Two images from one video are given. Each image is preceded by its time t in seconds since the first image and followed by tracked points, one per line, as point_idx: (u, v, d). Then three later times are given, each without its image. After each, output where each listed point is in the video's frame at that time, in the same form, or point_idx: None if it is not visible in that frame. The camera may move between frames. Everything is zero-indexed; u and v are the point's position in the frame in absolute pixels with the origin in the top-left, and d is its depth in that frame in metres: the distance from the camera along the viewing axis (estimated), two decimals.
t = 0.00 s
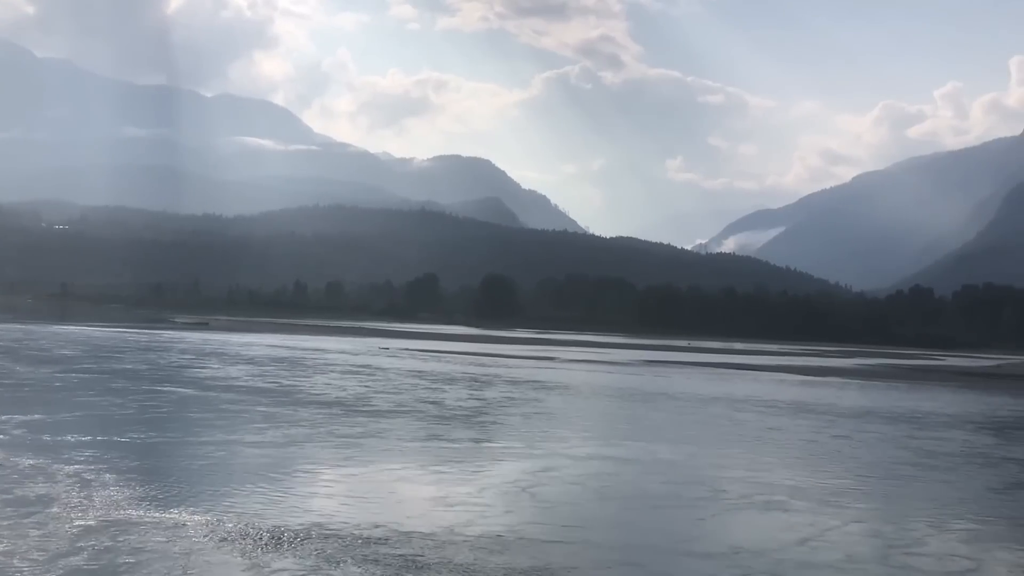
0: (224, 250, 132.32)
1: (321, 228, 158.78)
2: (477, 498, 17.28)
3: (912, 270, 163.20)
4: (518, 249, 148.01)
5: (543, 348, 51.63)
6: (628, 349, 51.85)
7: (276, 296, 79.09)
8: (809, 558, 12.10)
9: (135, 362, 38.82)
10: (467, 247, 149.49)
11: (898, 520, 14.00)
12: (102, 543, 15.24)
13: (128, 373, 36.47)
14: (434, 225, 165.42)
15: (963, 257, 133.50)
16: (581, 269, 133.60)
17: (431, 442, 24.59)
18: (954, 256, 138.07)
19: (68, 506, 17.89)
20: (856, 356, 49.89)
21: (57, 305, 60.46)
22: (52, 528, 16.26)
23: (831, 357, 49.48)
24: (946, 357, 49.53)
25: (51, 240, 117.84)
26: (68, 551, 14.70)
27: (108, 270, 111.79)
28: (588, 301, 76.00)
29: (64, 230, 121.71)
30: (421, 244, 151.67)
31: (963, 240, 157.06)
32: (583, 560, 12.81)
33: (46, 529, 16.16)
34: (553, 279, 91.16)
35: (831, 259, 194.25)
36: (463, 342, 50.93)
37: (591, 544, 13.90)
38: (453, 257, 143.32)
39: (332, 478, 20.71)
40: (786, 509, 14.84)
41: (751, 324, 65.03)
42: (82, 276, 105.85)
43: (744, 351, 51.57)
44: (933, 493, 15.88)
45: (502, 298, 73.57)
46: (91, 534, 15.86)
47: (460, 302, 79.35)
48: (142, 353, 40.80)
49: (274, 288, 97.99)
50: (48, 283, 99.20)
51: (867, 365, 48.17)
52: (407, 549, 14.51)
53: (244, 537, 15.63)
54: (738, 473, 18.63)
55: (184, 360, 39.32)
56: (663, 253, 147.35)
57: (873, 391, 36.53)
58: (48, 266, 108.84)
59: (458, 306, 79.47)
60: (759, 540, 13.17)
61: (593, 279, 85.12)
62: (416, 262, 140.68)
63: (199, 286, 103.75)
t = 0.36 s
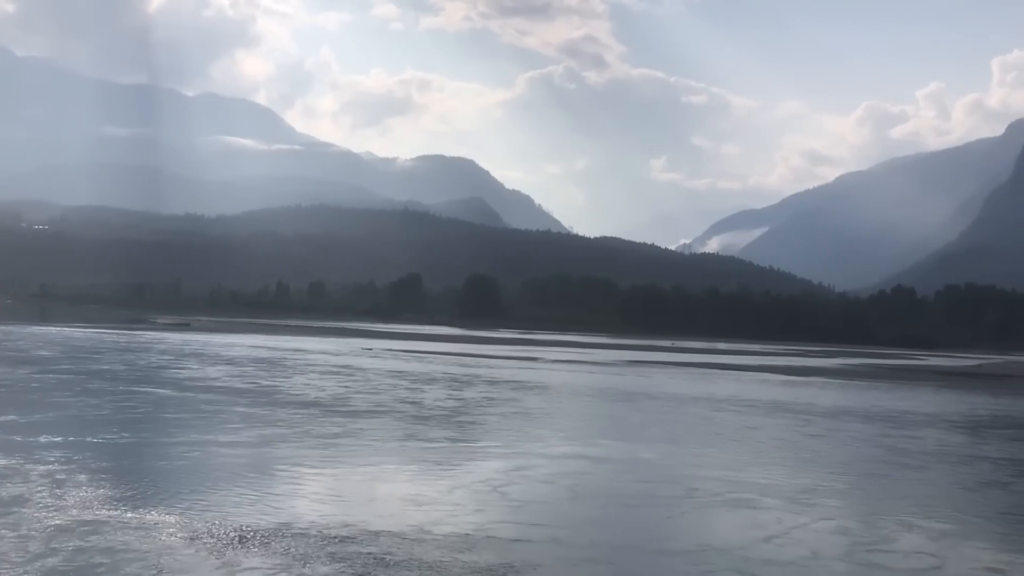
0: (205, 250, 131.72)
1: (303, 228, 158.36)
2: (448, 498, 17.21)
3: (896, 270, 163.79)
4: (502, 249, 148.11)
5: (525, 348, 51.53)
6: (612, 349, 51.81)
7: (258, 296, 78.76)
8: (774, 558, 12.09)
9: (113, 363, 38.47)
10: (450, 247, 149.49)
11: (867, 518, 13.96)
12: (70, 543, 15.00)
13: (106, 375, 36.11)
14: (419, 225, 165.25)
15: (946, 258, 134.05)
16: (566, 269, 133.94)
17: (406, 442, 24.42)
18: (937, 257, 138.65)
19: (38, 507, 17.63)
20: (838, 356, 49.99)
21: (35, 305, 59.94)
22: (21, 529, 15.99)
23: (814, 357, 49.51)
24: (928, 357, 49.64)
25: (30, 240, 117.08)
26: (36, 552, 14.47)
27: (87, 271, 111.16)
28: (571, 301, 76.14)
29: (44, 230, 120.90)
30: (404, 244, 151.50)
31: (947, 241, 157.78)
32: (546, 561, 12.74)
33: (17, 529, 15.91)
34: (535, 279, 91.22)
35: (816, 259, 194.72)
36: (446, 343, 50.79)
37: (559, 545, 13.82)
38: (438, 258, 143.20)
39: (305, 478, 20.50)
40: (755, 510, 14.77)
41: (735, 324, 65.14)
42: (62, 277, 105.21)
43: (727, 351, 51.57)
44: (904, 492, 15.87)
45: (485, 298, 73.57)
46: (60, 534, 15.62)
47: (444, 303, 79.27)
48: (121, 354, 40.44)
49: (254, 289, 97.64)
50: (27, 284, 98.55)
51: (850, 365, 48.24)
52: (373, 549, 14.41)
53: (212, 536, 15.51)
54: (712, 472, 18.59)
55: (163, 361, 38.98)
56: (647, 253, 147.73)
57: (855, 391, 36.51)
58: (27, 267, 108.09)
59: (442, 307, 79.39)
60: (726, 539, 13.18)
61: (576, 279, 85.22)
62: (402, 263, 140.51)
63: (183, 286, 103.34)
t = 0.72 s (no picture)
0: (183, 249, 130.92)
1: (283, 227, 157.74)
2: (410, 497, 17.12)
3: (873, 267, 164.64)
4: (482, 248, 148.02)
5: (503, 347, 51.42)
6: (590, 348, 51.79)
7: (234, 296, 78.31)
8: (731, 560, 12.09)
9: (84, 363, 38.04)
10: (430, 246, 149.30)
11: (829, 517, 13.93)
12: (27, 541, 14.72)
13: (76, 374, 35.69)
14: (400, 225, 164.87)
15: (923, 258, 134.99)
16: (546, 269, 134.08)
17: (375, 441, 24.25)
18: (914, 256, 139.60)
19: None
20: (815, 355, 50.18)
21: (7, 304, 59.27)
22: None
23: (791, 357, 49.61)
24: (903, 357, 49.86)
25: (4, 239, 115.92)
26: None
27: (62, 269, 110.22)
28: (550, 301, 76.17)
29: (18, 228, 119.78)
30: (384, 243, 151.17)
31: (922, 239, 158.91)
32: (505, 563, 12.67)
33: None
34: (514, 279, 91.18)
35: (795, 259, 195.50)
36: (423, 342, 50.62)
37: (518, 545, 13.74)
38: (418, 258, 142.95)
39: (271, 477, 20.28)
40: (718, 511, 14.74)
41: (713, 324, 65.25)
42: (36, 276, 104.24)
43: (704, 351, 51.63)
44: (867, 493, 15.88)
45: (463, 298, 73.49)
46: (17, 532, 15.32)
47: (421, 302, 79.06)
48: (92, 354, 39.99)
49: (231, 288, 97.04)
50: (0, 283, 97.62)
51: (826, 364, 48.43)
52: (333, 548, 14.29)
53: (171, 533, 15.35)
54: (678, 471, 18.55)
55: (134, 361, 38.58)
56: (626, 253, 148.06)
57: (829, 390, 36.57)
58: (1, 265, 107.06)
59: (420, 306, 79.16)
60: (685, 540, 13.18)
61: (554, 279, 85.27)
62: (382, 263, 140.19)
63: (159, 286, 102.68)
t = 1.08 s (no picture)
0: (158, 246, 129.94)
1: (260, 224, 156.88)
2: (371, 496, 17.03)
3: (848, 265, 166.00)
4: (460, 245, 147.84)
5: (479, 344, 51.26)
6: (566, 345, 51.72)
7: (208, 292, 77.69)
8: (686, 559, 12.15)
9: (54, 359, 37.57)
10: (408, 243, 148.98)
11: (788, 517, 13.97)
12: None
13: (44, 371, 35.22)
14: (378, 222, 164.49)
15: (898, 256, 136.12)
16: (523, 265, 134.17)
17: (344, 438, 24.03)
18: (889, 255, 140.74)
19: None
20: (790, 352, 50.35)
21: None
22: None
23: (767, 354, 49.76)
24: (878, 354, 50.15)
25: None
26: None
27: (35, 267, 109.19)
28: (526, 298, 76.11)
29: None
30: (362, 240, 150.69)
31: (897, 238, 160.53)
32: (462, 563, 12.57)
33: None
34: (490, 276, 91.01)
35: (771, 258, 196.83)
36: (399, 340, 50.39)
37: (478, 543, 13.62)
38: (395, 255, 142.73)
39: (236, 474, 20.04)
40: (680, 512, 14.65)
41: (689, 321, 65.40)
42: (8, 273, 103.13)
43: (680, 348, 51.68)
44: (830, 489, 15.91)
45: (440, 296, 73.32)
46: None
47: (397, 299, 78.85)
48: (61, 351, 39.48)
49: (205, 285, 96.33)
50: None
51: (801, 361, 48.60)
52: (293, 544, 14.10)
53: (127, 528, 15.20)
54: (644, 468, 18.46)
55: (104, 358, 38.13)
56: (604, 250, 148.29)
57: (802, 388, 36.71)
58: None
59: (395, 303, 78.96)
60: (640, 538, 13.21)
61: (531, 276, 85.19)
62: (360, 260, 139.90)
63: (131, 282, 102.05)
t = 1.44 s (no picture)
0: (134, 242, 128.91)
1: (237, 221, 156.01)
2: (332, 493, 16.81)
3: (824, 264, 167.27)
4: (439, 242, 147.52)
5: (455, 342, 51.10)
6: (543, 343, 51.66)
7: (182, 290, 77.17)
8: (643, 555, 12.04)
9: (22, 357, 37.14)
10: (387, 241, 148.62)
11: (749, 517, 13.88)
12: None
13: (12, 368, 34.77)
14: (357, 220, 164.07)
15: (875, 255, 137.11)
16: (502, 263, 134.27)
17: (309, 434, 23.79)
18: (865, 253, 141.80)
19: None
20: (766, 351, 50.48)
21: None
22: None
23: (743, 352, 49.84)
24: (852, 352, 50.38)
25: None
26: None
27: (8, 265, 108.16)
28: (503, 296, 76.07)
29: None
30: (341, 238, 150.17)
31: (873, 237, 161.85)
32: (416, 562, 12.40)
33: None
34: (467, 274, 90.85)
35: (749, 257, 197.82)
36: (374, 337, 50.18)
37: (437, 539, 13.47)
38: (374, 253, 142.37)
39: (199, 471, 19.78)
40: (642, 508, 14.55)
41: (665, 319, 65.53)
42: None
43: (657, 346, 51.70)
44: (793, 485, 15.82)
45: (417, 294, 73.16)
46: None
47: (374, 297, 78.64)
48: (30, 348, 39.01)
49: (180, 282, 95.67)
50: None
51: (777, 359, 48.69)
52: (249, 540, 13.92)
53: (81, 524, 14.92)
54: (607, 464, 18.34)
55: (74, 355, 37.74)
56: (583, 249, 148.41)
57: (775, 385, 36.76)
58: None
59: (372, 302, 78.74)
60: (598, 535, 13.10)
61: (508, 275, 85.11)
62: (339, 258, 139.50)
63: (106, 279, 101.19)
